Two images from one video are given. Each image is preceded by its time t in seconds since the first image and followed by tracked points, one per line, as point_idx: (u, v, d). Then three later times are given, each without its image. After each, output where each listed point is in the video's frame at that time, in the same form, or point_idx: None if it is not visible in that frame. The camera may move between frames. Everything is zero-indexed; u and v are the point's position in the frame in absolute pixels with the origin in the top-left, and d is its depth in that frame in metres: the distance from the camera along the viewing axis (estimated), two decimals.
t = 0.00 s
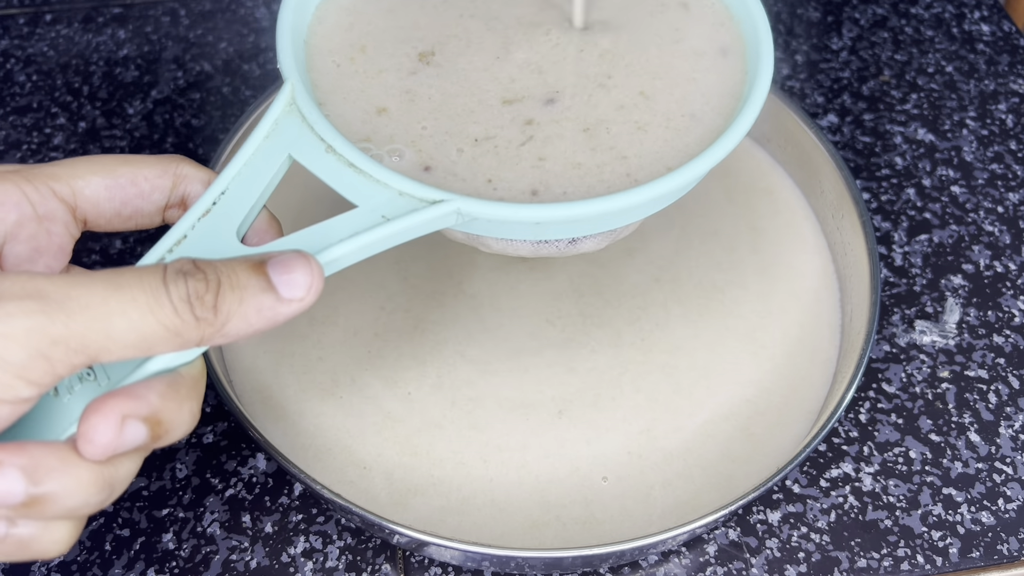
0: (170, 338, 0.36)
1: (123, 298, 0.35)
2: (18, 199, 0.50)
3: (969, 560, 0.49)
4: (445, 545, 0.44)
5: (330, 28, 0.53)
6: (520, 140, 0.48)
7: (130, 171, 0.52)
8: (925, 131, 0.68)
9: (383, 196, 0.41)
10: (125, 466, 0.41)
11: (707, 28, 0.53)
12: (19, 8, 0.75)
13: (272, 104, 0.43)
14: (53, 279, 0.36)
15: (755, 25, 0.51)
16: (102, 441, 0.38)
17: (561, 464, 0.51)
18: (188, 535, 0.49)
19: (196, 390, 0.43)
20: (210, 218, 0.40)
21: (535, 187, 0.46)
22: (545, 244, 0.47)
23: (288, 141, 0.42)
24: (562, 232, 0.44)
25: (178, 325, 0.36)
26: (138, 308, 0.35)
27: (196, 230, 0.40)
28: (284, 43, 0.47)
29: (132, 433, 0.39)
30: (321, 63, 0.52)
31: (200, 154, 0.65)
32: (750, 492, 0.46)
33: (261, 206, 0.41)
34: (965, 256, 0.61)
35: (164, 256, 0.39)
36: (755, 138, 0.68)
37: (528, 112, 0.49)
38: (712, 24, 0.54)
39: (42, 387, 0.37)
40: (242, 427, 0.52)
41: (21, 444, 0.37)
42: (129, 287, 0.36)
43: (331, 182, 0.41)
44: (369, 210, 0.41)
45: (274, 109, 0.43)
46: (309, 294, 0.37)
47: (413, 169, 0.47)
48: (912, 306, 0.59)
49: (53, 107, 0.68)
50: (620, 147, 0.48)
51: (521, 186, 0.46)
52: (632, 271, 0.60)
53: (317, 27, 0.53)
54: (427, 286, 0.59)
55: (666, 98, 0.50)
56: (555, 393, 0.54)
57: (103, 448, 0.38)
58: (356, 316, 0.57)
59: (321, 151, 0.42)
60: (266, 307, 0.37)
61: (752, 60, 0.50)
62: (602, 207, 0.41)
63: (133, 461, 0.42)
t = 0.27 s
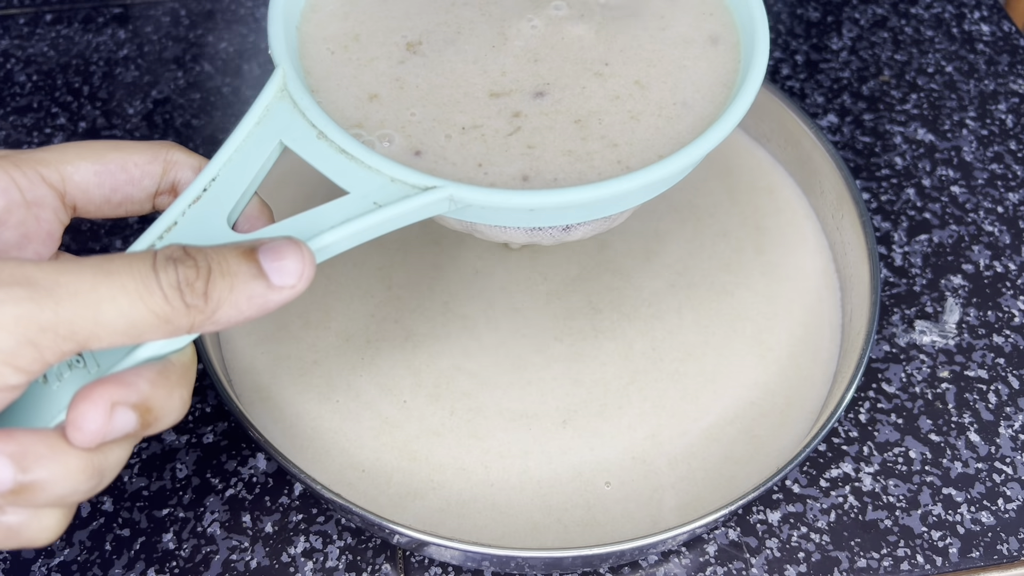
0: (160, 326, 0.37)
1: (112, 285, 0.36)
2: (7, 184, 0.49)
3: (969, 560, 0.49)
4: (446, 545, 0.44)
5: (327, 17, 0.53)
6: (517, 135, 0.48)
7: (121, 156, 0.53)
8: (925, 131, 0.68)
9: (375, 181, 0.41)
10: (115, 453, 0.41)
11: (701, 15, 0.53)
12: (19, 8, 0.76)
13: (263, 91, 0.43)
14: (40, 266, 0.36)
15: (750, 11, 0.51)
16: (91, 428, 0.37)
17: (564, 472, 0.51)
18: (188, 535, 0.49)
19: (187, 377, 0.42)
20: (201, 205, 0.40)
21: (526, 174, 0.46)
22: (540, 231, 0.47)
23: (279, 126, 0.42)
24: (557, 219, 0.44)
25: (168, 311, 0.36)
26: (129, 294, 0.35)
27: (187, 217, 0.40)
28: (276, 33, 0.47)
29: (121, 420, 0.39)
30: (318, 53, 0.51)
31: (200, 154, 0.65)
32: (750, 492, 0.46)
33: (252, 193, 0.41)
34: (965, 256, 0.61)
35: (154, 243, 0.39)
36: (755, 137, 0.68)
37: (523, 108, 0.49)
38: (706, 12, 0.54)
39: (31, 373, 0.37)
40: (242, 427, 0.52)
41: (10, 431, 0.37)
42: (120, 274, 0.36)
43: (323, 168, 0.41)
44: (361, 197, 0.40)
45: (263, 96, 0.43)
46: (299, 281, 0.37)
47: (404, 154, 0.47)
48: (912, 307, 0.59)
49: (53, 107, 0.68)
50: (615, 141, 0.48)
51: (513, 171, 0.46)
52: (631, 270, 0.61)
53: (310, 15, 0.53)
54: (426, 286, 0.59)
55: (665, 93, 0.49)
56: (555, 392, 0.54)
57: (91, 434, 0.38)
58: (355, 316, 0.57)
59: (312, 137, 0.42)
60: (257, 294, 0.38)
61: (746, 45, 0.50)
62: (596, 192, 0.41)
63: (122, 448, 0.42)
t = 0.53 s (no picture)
0: (160, 304, 0.37)
1: (111, 265, 0.36)
2: (5, 165, 0.50)
3: (969, 560, 0.49)
4: (446, 545, 0.44)
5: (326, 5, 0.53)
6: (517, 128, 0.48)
7: (118, 137, 0.53)
8: (925, 131, 0.68)
9: (374, 161, 0.41)
10: (113, 433, 0.41)
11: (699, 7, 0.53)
12: (20, 8, 0.76)
13: (261, 73, 0.43)
14: (40, 245, 0.36)
15: None
16: (91, 407, 0.37)
17: (566, 476, 0.51)
18: (188, 534, 0.49)
19: (187, 358, 0.42)
20: (199, 186, 0.40)
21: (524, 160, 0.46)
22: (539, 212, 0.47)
23: (276, 108, 0.42)
24: (556, 201, 0.44)
25: (167, 291, 0.36)
26: (130, 273, 0.36)
27: (185, 199, 0.40)
28: (274, 16, 0.47)
29: (121, 400, 0.38)
30: (319, 44, 0.51)
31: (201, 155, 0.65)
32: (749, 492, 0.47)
33: (250, 174, 0.41)
34: (965, 256, 0.61)
35: (153, 223, 0.39)
36: (755, 134, 0.68)
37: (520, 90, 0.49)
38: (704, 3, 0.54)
39: (30, 352, 0.37)
40: (242, 427, 0.52)
41: (9, 411, 0.37)
42: (121, 253, 0.36)
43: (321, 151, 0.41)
44: (359, 177, 0.40)
45: (262, 77, 0.42)
46: (299, 261, 0.37)
47: (403, 135, 0.47)
48: (912, 306, 0.59)
49: (54, 107, 0.68)
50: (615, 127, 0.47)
51: (511, 149, 0.46)
52: (631, 270, 0.61)
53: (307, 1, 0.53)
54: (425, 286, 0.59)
55: (667, 88, 0.49)
56: (555, 392, 0.54)
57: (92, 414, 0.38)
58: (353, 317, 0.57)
59: (310, 118, 0.42)
60: (255, 274, 0.38)
61: (745, 32, 0.50)
62: (595, 171, 0.41)
63: (122, 428, 0.42)
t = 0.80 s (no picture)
0: (153, 294, 0.37)
1: (104, 254, 0.36)
2: None
3: (969, 560, 0.49)
4: (446, 545, 0.44)
5: None
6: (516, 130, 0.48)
7: (111, 125, 0.53)
8: (925, 131, 0.68)
9: (369, 152, 0.41)
10: (105, 423, 0.42)
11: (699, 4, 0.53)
12: (20, 8, 0.76)
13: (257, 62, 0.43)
14: (34, 235, 0.36)
15: None
16: (84, 397, 0.37)
17: (568, 478, 0.51)
18: (188, 534, 0.49)
19: (179, 346, 0.42)
20: (194, 175, 0.40)
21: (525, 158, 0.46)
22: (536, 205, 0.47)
23: (272, 97, 0.42)
24: (552, 194, 0.44)
25: (161, 281, 0.37)
26: (123, 264, 0.36)
27: (179, 188, 0.40)
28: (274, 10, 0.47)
29: (113, 389, 0.39)
30: (321, 40, 0.51)
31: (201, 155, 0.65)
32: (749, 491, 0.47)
33: (245, 163, 0.42)
34: (965, 256, 0.61)
35: (147, 211, 0.39)
36: (755, 133, 0.68)
37: (518, 85, 0.49)
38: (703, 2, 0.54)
39: (22, 341, 0.37)
40: (242, 427, 0.52)
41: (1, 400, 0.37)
42: (114, 243, 0.36)
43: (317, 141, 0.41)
44: (354, 168, 0.40)
45: (259, 65, 0.42)
46: (293, 251, 0.37)
47: (401, 125, 0.47)
48: (911, 306, 0.59)
49: (54, 107, 0.68)
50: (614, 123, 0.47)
51: (508, 140, 0.46)
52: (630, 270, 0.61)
53: None
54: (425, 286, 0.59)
55: (667, 86, 0.49)
56: (554, 391, 0.54)
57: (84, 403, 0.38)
58: (351, 318, 0.57)
59: (305, 108, 0.42)
60: (249, 264, 0.38)
61: (743, 26, 0.50)
62: (591, 163, 0.41)
63: (115, 418, 0.42)
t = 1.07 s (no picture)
0: (138, 301, 0.37)
1: (88, 260, 0.36)
2: None
3: (969, 560, 0.49)
4: (446, 545, 0.44)
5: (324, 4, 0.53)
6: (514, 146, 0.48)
7: (98, 129, 0.53)
8: (925, 131, 0.68)
9: (360, 156, 0.40)
10: (89, 431, 0.42)
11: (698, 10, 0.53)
12: (20, 9, 0.76)
13: (247, 63, 0.42)
14: (16, 241, 0.36)
15: None
16: (68, 403, 0.38)
17: (568, 479, 0.51)
18: (188, 534, 0.49)
19: (163, 356, 0.43)
20: (182, 179, 0.40)
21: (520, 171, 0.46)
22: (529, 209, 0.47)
23: (263, 100, 0.42)
24: (545, 197, 0.44)
25: (145, 285, 0.36)
26: (108, 269, 0.36)
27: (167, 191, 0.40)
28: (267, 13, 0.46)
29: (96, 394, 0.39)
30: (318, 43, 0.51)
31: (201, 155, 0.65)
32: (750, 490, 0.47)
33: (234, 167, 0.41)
34: (965, 256, 0.61)
35: (134, 216, 0.39)
36: (755, 133, 0.68)
37: (511, 92, 0.49)
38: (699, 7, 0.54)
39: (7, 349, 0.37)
40: (242, 427, 0.52)
41: None
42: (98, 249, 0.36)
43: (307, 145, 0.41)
44: (344, 172, 0.40)
45: (251, 67, 0.42)
46: (281, 256, 0.37)
47: (392, 129, 0.47)
48: (911, 306, 0.59)
49: (54, 107, 0.68)
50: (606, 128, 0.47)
51: (501, 146, 0.46)
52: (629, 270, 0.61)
53: None
54: (425, 287, 0.59)
55: (663, 91, 0.49)
56: (554, 391, 0.54)
57: (69, 410, 0.38)
58: (349, 320, 0.57)
59: (298, 112, 0.41)
60: (235, 269, 0.38)
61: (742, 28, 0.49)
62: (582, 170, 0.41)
63: (98, 427, 0.43)
